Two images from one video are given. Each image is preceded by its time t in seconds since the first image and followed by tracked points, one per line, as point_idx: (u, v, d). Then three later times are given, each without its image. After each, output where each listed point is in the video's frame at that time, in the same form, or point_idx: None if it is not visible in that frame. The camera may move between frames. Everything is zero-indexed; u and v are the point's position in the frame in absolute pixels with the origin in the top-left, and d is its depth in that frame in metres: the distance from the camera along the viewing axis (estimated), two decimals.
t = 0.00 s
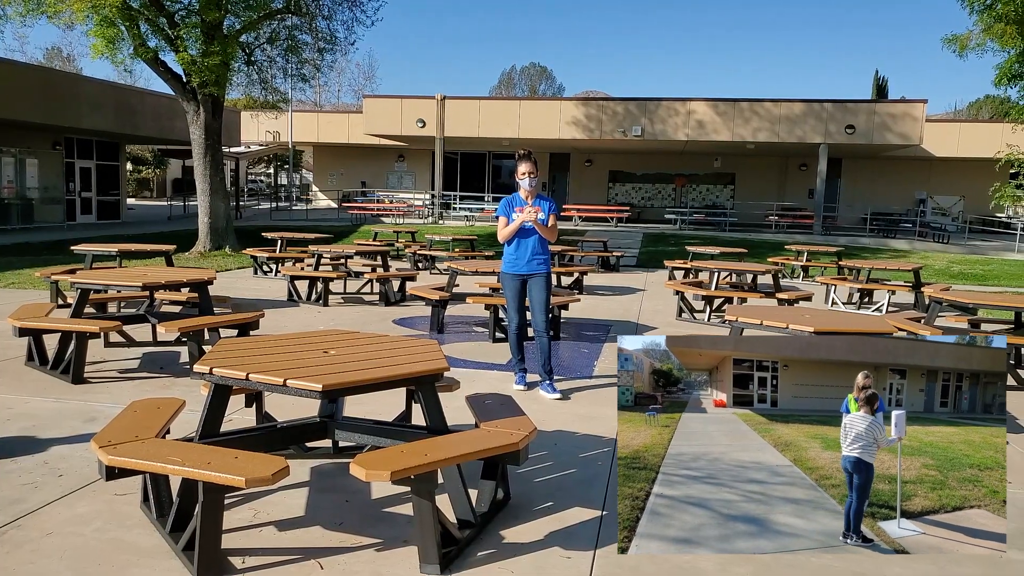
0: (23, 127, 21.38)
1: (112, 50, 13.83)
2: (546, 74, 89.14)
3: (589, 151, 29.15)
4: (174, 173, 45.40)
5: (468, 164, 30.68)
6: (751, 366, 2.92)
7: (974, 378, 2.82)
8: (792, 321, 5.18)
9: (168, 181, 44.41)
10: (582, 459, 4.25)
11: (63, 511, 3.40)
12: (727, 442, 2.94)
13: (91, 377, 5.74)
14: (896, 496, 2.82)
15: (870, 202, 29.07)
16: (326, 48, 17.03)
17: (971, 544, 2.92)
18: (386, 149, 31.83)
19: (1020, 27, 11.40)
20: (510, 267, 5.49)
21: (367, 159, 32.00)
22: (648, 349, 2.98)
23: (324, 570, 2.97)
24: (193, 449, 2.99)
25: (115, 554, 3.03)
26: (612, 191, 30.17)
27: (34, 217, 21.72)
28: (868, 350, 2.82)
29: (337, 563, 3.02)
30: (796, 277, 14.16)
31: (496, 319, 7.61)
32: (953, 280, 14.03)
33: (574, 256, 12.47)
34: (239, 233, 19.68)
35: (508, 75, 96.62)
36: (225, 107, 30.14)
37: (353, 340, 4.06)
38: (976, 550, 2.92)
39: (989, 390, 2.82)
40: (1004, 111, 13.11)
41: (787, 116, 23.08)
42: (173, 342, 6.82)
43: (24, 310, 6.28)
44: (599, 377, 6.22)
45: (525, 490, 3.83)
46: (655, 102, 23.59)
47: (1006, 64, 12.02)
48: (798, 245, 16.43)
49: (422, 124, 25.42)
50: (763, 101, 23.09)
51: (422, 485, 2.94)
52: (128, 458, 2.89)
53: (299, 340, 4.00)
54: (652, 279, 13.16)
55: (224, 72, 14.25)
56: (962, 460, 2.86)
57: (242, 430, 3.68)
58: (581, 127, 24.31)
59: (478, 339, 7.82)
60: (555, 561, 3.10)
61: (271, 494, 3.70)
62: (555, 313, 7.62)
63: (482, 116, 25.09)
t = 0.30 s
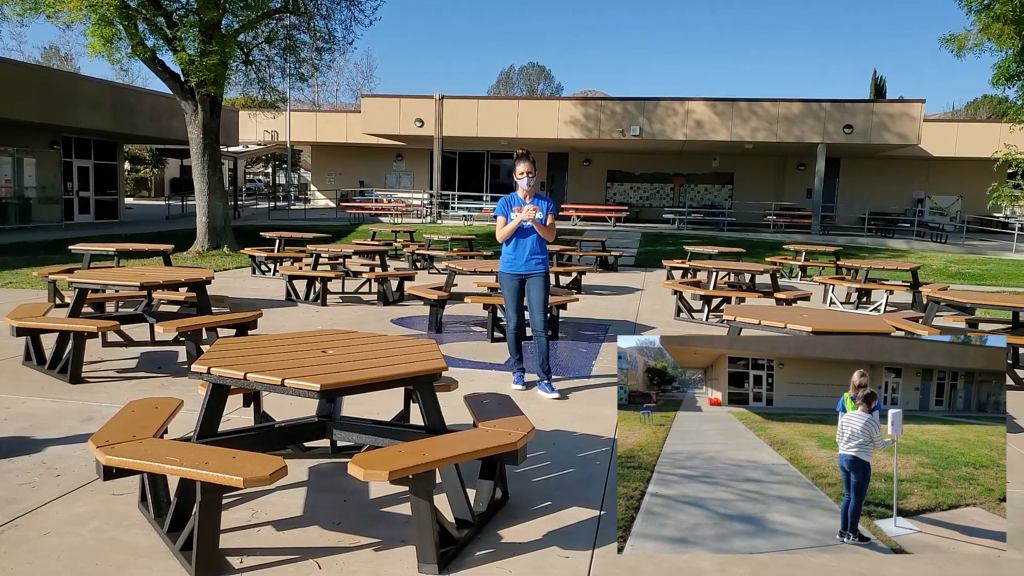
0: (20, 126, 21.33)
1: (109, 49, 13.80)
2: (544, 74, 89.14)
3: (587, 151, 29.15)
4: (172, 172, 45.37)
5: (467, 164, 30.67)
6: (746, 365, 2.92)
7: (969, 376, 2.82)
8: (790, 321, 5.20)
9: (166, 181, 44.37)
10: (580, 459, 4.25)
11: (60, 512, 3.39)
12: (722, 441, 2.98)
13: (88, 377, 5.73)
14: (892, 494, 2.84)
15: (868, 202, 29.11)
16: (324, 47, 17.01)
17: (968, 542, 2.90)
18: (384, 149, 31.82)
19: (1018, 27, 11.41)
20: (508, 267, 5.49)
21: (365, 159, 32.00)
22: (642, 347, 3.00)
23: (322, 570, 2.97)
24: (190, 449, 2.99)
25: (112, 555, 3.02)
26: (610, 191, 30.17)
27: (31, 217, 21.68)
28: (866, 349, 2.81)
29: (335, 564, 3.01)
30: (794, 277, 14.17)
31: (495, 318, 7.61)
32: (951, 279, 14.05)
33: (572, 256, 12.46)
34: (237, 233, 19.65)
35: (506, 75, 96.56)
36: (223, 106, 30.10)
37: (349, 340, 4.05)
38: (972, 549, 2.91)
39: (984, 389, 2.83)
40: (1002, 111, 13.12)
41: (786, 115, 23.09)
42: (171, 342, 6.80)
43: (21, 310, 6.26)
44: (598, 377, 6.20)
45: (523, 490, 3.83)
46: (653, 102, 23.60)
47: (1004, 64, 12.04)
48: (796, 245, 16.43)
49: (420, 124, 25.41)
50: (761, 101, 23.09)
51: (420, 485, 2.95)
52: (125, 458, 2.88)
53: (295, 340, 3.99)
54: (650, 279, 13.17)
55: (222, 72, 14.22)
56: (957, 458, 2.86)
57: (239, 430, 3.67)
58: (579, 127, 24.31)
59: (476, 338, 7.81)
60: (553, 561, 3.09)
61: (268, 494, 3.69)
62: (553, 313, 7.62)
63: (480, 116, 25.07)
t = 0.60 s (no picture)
0: (17, 127, 21.29)
1: (106, 49, 13.79)
2: (542, 74, 89.16)
3: (585, 151, 29.17)
4: (169, 173, 45.35)
5: (465, 164, 30.67)
6: (740, 363, 2.87)
7: (961, 375, 2.80)
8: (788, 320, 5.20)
9: (165, 181, 44.38)
10: (578, 458, 4.25)
11: (57, 512, 3.39)
12: (716, 440, 2.96)
13: (86, 377, 5.73)
14: (887, 493, 2.80)
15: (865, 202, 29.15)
16: (322, 48, 17.00)
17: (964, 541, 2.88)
18: (382, 149, 31.82)
19: (1015, 27, 11.43)
20: (506, 267, 5.48)
21: (363, 159, 31.99)
22: (634, 346, 2.99)
23: (319, 570, 2.96)
24: (188, 449, 2.99)
25: (110, 555, 3.02)
26: (608, 191, 30.18)
27: (28, 217, 21.65)
28: (860, 348, 2.83)
29: (333, 564, 3.01)
30: (792, 276, 14.19)
31: (492, 318, 7.61)
32: (949, 279, 14.05)
33: (570, 256, 12.47)
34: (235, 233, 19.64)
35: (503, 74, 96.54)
36: (221, 106, 30.08)
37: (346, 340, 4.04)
38: (970, 547, 2.88)
39: (975, 388, 2.81)
40: (999, 110, 13.14)
41: (783, 115, 23.13)
42: (168, 341, 6.80)
43: (18, 310, 6.25)
44: (596, 378, 6.19)
45: (521, 490, 3.82)
46: (651, 102, 23.62)
47: (1001, 64, 12.07)
48: (793, 245, 16.45)
49: (418, 124, 25.42)
50: (758, 101, 23.11)
51: (418, 485, 2.94)
52: (122, 458, 2.88)
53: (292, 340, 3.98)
54: (648, 278, 13.17)
55: (220, 72, 14.21)
56: (951, 457, 2.87)
57: (237, 430, 3.68)
58: (577, 127, 24.32)
59: (473, 338, 7.81)
60: (551, 561, 3.09)
61: (266, 494, 3.70)
62: (550, 313, 7.62)
63: (478, 116, 25.04)
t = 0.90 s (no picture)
0: (15, 126, 21.27)
1: (104, 48, 13.78)
2: (540, 73, 89.20)
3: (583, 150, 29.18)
4: (168, 172, 45.31)
5: (463, 164, 30.66)
6: (731, 362, 2.93)
7: (952, 373, 2.86)
8: (785, 320, 5.22)
9: (162, 180, 44.31)
10: (575, 458, 4.26)
11: (54, 512, 3.38)
12: (708, 439, 2.98)
13: (84, 377, 5.72)
14: (880, 491, 2.83)
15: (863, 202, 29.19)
16: (320, 47, 17.00)
17: (956, 538, 2.84)
18: (380, 149, 31.81)
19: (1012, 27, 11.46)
20: (503, 267, 5.49)
21: (361, 158, 31.98)
22: (623, 345, 3.00)
23: (316, 570, 2.96)
24: (184, 449, 2.98)
25: (107, 555, 3.01)
26: (607, 191, 30.18)
27: (26, 216, 21.63)
28: (847, 348, 2.87)
29: (330, 563, 3.01)
30: (790, 276, 14.21)
31: (491, 318, 7.61)
32: (947, 279, 14.07)
33: (569, 255, 12.48)
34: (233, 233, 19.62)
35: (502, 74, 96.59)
36: (219, 105, 30.04)
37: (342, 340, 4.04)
38: (959, 544, 2.83)
39: (967, 385, 2.85)
40: (996, 110, 13.16)
41: (781, 115, 23.15)
42: (166, 341, 6.79)
43: (15, 310, 6.23)
44: (593, 377, 6.19)
45: (518, 489, 3.83)
46: (649, 101, 23.63)
47: (998, 64, 12.11)
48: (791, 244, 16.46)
49: (416, 123, 25.41)
50: (756, 101, 23.12)
51: (415, 485, 2.95)
52: (120, 458, 2.88)
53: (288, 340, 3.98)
54: (646, 278, 13.19)
55: (218, 71, 14.20)
56: (943, 455, 2.88)
57: (234, 430, 3.67)
58: (575, 126, 24.33)
59: (471, 338, 7.80)
60: (548, 560, 3.10)
61: (263, 494, 3.69)
62: (548, 313, 7.62)
63: (476, 115, 25.01)
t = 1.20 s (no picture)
0: (12, 125, 21.24)
1: (101, 47, 13.76)
2: (538, 73, 89.34)
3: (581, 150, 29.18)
4: (166, 172, 45.32)
5: (461, 163, 30.63)
6: (720, 360, 2.82)
7: (941, 372, 2.76)
8: (784, 320, 5.24)
9: (160, 180, 44.24)
10: (573, 457, 4.27)
11: (53, 511, 3.39)
12: (696, 439, 2.86)
13: (82, 377, 5.71)
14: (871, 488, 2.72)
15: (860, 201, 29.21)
16: (318, 46, 16.99)
17: (946, 533, 2.72)
18: (378, 149, 31.79)
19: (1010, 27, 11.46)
20: (501, 267, 5.49)
21: (360, 158, 31.96)
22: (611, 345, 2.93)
23: (316, 569, 2.97)
24: (184, 449, 2.98)
25: (105, 555, 3.01)
26: (605, 190, 30.18)
27: (23, 216, 21.61)
28: (833, 346, 2.81)
29: (329, 563, 3.01)
30: (787, 275, 14.20)
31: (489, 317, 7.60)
32: (945, 279, 14.06)
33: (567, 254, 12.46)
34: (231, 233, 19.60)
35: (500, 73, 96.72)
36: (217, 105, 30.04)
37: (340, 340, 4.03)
38: (948, 543, 2.70)
39: (955, 383, 2.76)
40: (994, 109, 13.15)
41: (779, 114, 23.14)
42: (163, 341, 6.78)
43: (12, 310, 6.22)
44: (591, 378, 6.17)
45: (516, 489, 3.83)
46: (647, 101, 23.64)
47: (994, 63, 12.13)
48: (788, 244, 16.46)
49: (414, 123, 25.39)
50: (754, 100, 23.12)
51: (413, 485, 2.95)
52: (118, 458, 2.88)
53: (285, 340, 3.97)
54: (644, 278, 13.17)
55: (216, 71, 14.18)
56: (931, 452, 2.73)
57: (232, 430, 3.67)
58: (573, 126, 24.31)
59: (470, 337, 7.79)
60: (547, 559, 3.11)
61: (261, 494, 3.69)
62: (546, 312, 7.62)
63: (474, 114, 25.00)
